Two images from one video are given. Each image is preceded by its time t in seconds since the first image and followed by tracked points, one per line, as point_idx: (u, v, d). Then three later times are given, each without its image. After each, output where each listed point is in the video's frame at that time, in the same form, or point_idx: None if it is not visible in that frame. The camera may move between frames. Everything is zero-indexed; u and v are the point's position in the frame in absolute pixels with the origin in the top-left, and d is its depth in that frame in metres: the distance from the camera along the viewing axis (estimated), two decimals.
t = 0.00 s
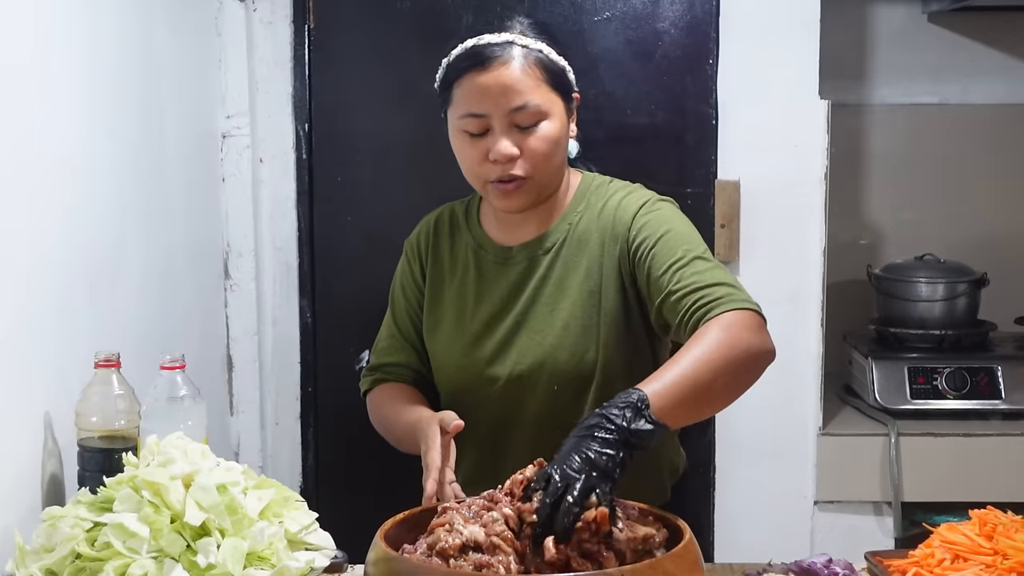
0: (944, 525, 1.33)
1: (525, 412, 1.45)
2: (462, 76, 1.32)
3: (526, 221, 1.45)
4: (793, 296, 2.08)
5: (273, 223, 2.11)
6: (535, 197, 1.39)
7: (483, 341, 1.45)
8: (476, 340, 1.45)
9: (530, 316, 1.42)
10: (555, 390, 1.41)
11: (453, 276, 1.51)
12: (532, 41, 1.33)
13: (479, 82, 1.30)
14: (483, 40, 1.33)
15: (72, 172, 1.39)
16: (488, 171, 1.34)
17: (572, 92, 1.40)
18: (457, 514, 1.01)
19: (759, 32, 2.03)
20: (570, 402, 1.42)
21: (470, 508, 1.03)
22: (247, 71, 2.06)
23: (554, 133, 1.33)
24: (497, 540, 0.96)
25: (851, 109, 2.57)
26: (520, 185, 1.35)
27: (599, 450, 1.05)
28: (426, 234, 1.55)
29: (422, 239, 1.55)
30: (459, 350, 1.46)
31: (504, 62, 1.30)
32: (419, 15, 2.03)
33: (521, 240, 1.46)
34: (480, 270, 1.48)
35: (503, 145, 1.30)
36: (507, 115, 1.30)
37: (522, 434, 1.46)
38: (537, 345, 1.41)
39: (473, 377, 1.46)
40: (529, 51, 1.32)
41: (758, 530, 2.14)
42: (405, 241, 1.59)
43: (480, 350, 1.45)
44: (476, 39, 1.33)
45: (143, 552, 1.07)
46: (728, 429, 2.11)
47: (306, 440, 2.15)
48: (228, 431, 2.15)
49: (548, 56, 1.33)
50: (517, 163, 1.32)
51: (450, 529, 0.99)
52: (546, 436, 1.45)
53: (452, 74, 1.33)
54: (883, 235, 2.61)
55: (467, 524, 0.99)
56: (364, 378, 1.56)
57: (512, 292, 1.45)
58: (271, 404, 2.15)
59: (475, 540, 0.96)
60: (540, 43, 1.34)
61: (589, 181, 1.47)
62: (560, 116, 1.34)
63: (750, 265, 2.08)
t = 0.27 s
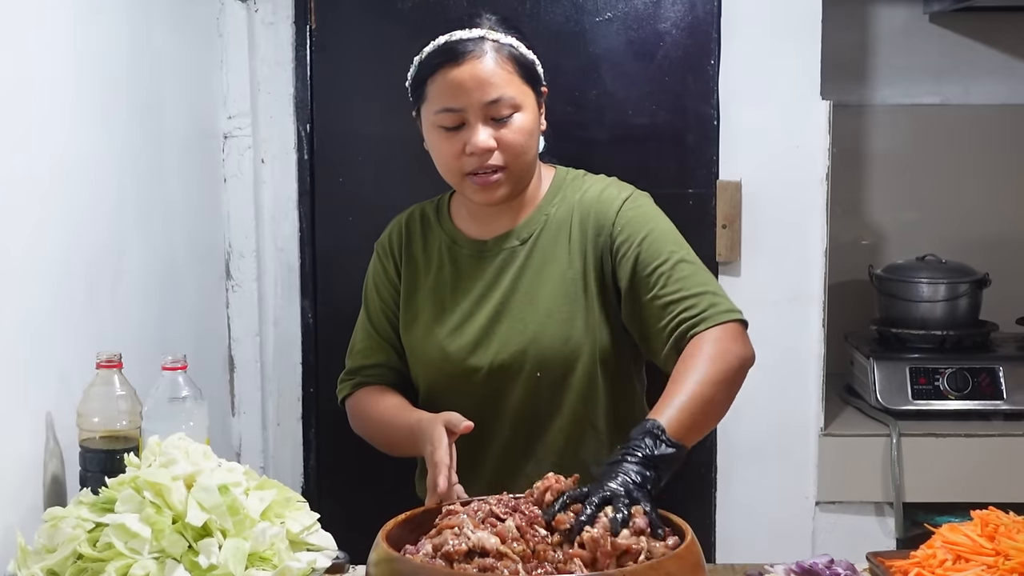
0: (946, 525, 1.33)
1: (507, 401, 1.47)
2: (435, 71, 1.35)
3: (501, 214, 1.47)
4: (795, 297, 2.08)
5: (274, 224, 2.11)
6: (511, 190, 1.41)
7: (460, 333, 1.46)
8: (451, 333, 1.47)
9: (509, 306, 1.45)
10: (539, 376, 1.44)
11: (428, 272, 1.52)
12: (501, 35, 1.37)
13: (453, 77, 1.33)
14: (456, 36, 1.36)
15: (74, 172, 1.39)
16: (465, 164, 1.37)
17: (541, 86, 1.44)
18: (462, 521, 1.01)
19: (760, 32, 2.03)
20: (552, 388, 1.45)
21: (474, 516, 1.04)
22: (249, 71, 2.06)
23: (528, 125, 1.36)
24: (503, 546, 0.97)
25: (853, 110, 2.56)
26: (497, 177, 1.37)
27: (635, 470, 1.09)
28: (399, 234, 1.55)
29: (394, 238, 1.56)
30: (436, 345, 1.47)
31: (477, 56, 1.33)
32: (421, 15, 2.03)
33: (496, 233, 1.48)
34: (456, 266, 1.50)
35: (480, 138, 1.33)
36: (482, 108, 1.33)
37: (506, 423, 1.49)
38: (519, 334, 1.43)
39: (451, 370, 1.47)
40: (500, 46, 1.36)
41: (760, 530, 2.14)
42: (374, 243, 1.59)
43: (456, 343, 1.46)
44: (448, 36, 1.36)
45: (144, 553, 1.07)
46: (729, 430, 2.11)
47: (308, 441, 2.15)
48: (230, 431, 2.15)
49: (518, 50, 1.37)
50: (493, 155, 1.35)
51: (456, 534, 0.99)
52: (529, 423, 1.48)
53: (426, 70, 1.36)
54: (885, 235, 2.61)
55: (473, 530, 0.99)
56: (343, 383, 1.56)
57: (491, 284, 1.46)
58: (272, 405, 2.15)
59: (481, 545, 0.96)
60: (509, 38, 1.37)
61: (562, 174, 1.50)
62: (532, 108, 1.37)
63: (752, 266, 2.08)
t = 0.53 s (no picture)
0: (947, 526, 1.33)
1: (502, 414, 1.42)
2: (434, 75, 1.30)
3: (501, 220, 1.40)
4: (796, 297, 2.08)
5: (275, 225, 2.11)
6: (511, 196, 1.35)
7: (458, 342, 1.41)
8: (447, 343, 1.41)
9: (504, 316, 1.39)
10: (530, 390, 1.38)
11: (428, 277, 1.46)
12: (502, 38, 1.31)
13: (453, 81, 1.28)
14: (456, 39, 1.30)
15: (75, 172, 1.39)
16: (464, 170, 1.31)
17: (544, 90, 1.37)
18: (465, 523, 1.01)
19: (761, 33, 2.03)
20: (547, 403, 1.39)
21: (473, 517, 1.04)
22: (250, 72, 2.06)
23: (530, 132, 1.30)
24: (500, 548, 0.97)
25: (854, 111, 2.56)
26: (496, 184, 1.31)
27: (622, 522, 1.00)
28: (401, 236, 1.49)
29: (395, 241, 1.50)
30: (433, 353, 1.42)
31: (478, 60, 1.28)
32: (422, 16, 2.03)
33: (496, 240, 1.40)
34: (455, 272, 1.43)
35: (480, 144, 1.28)
36: (481, 113, 1.28)
37: (498, 436, 1.44)
38: (514, 345, 1.37)
39: (447, 379, 1.42)
40: (500, 49, 1.30)
41: (761, 531, 2.14)
42: (379, 244, 1.54)
43: (452, 352, 1.41)
44: (448, 38, 1.30)
45: (145, 554, 1.07)
46: (730, 431, 2.11)
47: (309, 442, 2.15)
48: (231, 432, 2.15)
49: (519, 54, 1.31)
50: (494, 161, 1.29)
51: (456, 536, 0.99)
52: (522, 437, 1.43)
53: (424, 73, 1.30)
54: (886, 235, 2.60)
55: (470, 531, 0.99)
56: (346, 386, 1.52)
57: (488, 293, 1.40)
58: (273, 406, 2.15)
59: (478, 546, 0.96)
60: (510, 41, 1.31)
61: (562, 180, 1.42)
62: (533, 114, 1.31)
63: (753, 267, 2.07)
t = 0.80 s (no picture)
0: (948, 527, 1.33)
1: (514, 422, 1.41)
2: (448, 89, 1.28)
3: (518, 228, 1.37)
4: (797, 298, 2.08)
5: (277, 226, 2.11)
6: (529, 206, 1.32)
7: (473, 350, 1.39)
8: (461, 351, 1.40)
9: (517, 326, 1.37)
10: (541, 402, 1.37)
11: (444, 282, 1.44)
12: (515, 48, 1.28)
13: (466, 94, 1.26)
14: (467, 50, 1.28)
15: (77, 172, 1.39)
16: (480, 183, 1.29)
17: (558, 98, 1.35)
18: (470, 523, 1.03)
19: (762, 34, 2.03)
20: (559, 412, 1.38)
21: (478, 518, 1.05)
22: (252, 73, 2.06)
23: (545, 142, 1.28)
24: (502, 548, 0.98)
25: (855, 112, 2.56)
26: (512, 195, 1.29)
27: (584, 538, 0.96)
28: (418, 239, 1.47)
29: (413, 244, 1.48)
30: (447, 360, 1.41)
31: (490, 72, 1.25)
32: (423, 18, 2.03)
33: (513, 248, 1.38)
34: (470, 279, 1.41)
35: (494, 157, 1.26)
36: (495, 126, 1.26)
37: (509, 442, 1.43)
38: (526, 356, 1.35)
39: (461, 385, 1.41)
40: (514, 60, 1.27)
41: (761, 532, 2.14)
42: (398, 242, 1.52)
43: (467, 360, 1.39)
44: (460, 50, 1.28)
45: (147, 554, 1.07)
46: (731, 432, 2.11)
47: (310, 442, 2.15)
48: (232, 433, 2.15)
49: (533, 63, 1.28)
50: (509, 173, 1.27)
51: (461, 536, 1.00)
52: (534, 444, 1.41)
53: (437, 87, 1.28)
54: (887, 237, 2.60)
55: (474, 531, 1.00)
56: (361, 383, 1.52)
57: (501, 302, 1.38)
58: (275, 406, 2.15)
59: (480, 546, 0.98)
60: (524, 50, 1.29)
61: (580, 188, 1.39)
62: (548, 123, 1.29)
63: (755, 268, 2.08)
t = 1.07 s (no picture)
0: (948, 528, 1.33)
1: (523, 414, 1.39)
2: (445, 91, 1.28)
3: (516, 226, 1.38)
4: (797, 299, 2.08)
5: (278, 226, 2.11)
6: (527, 204, 1.33)
7: (476, 344, 1.39)
8: (466, 347, 1.39)
9: (521, 318, 1.36)
10: (550, 391, 1.36)
11: (442, 283, 1.44)
12: (511, 48, 1.28)
13: (464, 96, 1.26)
14: (463, 52, 1.28)
15: (79, 172, 1.39)
16: (479, 183, 1.30)
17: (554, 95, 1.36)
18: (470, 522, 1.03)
19: (763, 35, 2.03)
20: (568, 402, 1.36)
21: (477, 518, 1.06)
22: (253, 73, 2.06)
23: (544, 141, 1.29)
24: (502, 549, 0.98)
25: (856, 113, 2.56)
26: (510, 195, 1.30)
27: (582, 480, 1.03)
28: (412, 243, 1.47)
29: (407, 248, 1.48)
30: (450, 358, 1.40)
31: (488, 72, 1.26)
32: (425, 18, 2.03)
33: (511, 244, 1.39)
34: (470, 277, 1.41)
35: (494, 158, 1.26)
36: (494, 127, 1.26)
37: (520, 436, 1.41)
38: (530, 348, 1.35)
39: (466, 382, 1.40)
40: (510, 59, 1.28)
41: (761, 532, 2.14)
42: (391, 249, 1.52)
43: (471, 356, 1.39)
44: (455, 52, 1.28)
45: (147, 554, 1.07)
46: (731, 433, 2.12)
47: (311, 442, 2.15)
48: (233, 433, 2.15)
49: (530, 62, 1.29)
50: (508, 173, 1.28)
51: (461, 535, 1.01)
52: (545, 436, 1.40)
53: (434, 89, 1.28)
54: (888, 238, 2.60)
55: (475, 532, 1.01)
56: (356, 389, 1.52)
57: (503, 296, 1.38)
58: (275, 406, 2.16)
59: (482, 547, 0.98)
60: (519, 50, 1.29)
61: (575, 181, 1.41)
62: (545, 122, 1.30)
63: (755, 269, 2.08)
